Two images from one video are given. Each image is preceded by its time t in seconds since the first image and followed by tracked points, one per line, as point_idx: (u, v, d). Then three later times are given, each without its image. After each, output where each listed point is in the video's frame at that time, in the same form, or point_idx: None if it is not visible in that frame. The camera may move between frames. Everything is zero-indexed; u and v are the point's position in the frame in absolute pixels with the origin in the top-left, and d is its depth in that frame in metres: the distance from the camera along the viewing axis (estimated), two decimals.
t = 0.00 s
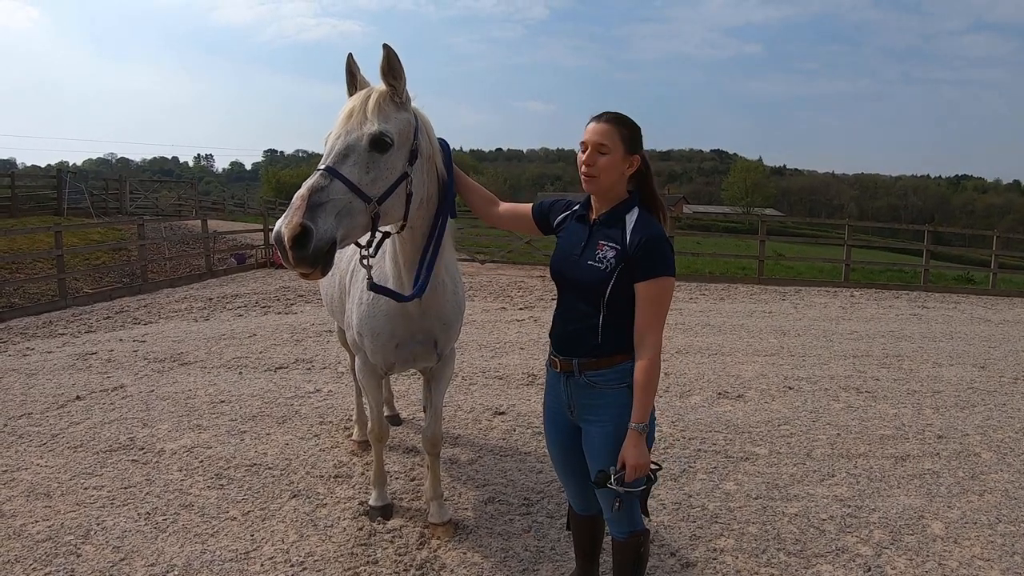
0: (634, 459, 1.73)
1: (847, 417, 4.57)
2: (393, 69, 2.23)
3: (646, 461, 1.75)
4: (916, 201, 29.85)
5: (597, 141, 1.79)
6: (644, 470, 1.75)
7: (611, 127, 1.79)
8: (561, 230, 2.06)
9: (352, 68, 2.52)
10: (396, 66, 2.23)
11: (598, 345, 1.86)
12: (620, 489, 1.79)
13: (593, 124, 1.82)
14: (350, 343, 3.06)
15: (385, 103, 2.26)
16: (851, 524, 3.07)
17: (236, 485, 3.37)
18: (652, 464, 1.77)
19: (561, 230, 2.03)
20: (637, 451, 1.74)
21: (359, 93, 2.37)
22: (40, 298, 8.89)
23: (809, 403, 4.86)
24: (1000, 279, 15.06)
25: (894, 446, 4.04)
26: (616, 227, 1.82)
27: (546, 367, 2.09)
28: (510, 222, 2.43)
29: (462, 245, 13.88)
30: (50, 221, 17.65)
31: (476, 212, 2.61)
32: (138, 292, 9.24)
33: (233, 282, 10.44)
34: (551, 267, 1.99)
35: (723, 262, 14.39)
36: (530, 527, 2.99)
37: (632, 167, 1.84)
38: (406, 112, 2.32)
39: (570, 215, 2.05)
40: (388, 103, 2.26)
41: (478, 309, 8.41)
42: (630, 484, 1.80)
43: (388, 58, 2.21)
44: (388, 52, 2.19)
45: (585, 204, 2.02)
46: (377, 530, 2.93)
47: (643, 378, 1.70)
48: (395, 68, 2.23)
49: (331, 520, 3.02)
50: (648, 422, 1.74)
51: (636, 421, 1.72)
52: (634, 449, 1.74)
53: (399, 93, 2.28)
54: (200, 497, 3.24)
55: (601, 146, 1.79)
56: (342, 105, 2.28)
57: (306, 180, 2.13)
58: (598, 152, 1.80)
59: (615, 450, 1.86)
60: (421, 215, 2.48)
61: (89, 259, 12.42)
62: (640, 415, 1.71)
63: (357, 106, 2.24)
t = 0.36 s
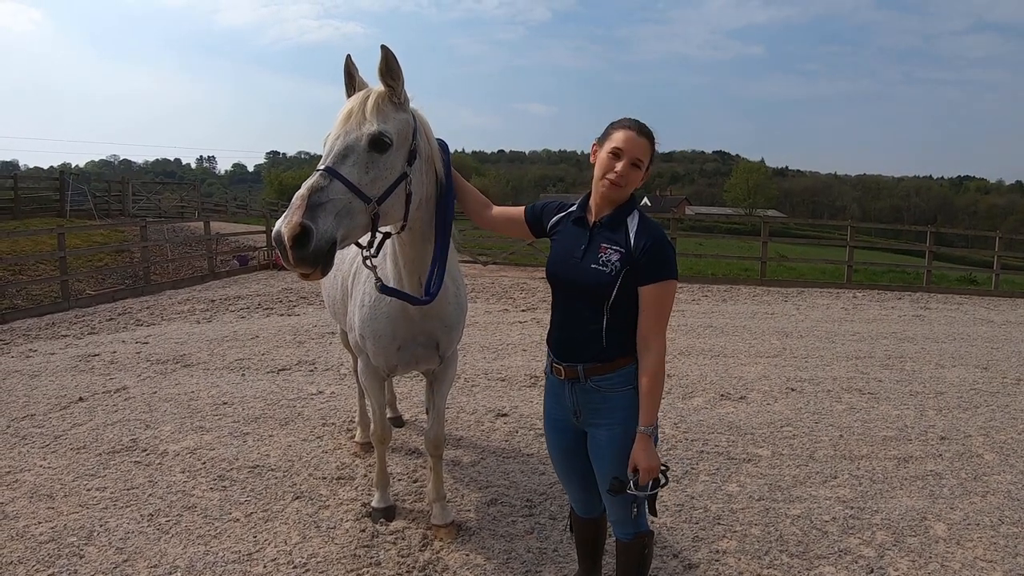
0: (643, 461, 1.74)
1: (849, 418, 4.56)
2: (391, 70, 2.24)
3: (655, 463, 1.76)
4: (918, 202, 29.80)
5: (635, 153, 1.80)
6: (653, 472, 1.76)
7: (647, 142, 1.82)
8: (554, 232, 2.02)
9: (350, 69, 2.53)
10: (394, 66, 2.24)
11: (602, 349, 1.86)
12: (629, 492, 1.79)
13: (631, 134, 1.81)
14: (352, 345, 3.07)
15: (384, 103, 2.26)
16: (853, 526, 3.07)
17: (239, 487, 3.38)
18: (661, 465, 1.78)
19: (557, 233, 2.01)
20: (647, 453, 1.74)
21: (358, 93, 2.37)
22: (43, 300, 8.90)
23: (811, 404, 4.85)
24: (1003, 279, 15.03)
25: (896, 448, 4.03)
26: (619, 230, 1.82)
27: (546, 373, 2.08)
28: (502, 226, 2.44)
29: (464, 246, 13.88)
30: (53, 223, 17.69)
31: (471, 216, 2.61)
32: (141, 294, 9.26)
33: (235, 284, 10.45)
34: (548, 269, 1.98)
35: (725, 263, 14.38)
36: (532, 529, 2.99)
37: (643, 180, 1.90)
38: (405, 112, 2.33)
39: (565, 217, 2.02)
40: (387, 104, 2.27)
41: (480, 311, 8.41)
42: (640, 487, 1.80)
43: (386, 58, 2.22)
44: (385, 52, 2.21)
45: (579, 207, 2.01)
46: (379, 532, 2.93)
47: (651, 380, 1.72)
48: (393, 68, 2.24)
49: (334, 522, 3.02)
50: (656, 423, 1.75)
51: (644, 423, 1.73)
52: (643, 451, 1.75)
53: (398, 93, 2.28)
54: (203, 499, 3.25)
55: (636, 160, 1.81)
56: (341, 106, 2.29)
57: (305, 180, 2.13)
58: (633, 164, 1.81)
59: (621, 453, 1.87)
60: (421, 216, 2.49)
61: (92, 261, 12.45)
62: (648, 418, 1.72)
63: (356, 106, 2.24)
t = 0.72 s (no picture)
0: (646, 465, 1.74)
1: (851, 420, 4.56)
2: (388, 73, 2.25)
3: (658, 467, 1.76)
4: (919, 203, 29.80)
5: (630, 156, 1.80)
6: (654, 476, 1.76)
7: (642, 143, 1.81)
8: (555, 236, 2.03)
9: (348, 73, 2.54)
10: (391, 69, 2.24)
11: (605, 352, 1.86)
12: (632, 497, 1.78)
13: (625, 136, 1.80)
14: (353, 347, 3.07)
15: (382, 105, 2.27)
16: (855, 528, 3.07)
17: (240, 489, 3.38)
18: (663, 469, 1.78)
19: (558, 235, 2.01)
20: (648, 456, 1.74)
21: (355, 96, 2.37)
22: (44, 301, 8.91)
23: (813, 406, 4.85)
24: (1005, 281, 15.02)
25: (898, 450, 4.03)
26: (622, 234, 1.82)
27: (549, 376, 2.08)
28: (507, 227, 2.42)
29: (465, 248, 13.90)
30: (55, 224, 17.72)
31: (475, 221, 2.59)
32: (142, 296, 9.28)
33: (236, 286, 10.47)
34: (550, 272, 1.98)
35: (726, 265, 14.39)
36: (533, 531, 2.99)
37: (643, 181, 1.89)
38: (403, 115, 2.33)
39: (565, 220, 2.02)
40: (385, 106, 2.27)
41: (481, 313, 8.41)
42: (643, 492, 1.78)
43: (384, 62, 2.23)
44: (383, 56, 2.21)
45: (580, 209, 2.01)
46: (380, 534, 2.93)
47: (654, 384, 1.72)
48: (391, 71, 2.24)
49: (335, 524, 3.02)
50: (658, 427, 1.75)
51: (646, 427, 1.73)
52: (645, 455, 1.75)
53: (396, 95, 2.29)
54: (204, 501, 3.25)
55: (633, 162, 1.81)
56: (339, 109, 2.29)
57: (305, 184, 2.13)
58: (630, 167, 1.81)
59: (624, 456, 1.87)
60: (420, 218, 2.49)
61: (93, 264, 12.47)
62: (650, 423, 1.72)
63: (354, 109, 2.24)
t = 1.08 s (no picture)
0: (645, 467, 1.74)
1: (851, 422, 4.56)
2: (388, 74, 2.25)
3: (658, 468, 1.76)
4: (919, 204, 29.83)
5: (627, 158, 1.79)
6: (655, 477, 1.76)
7: (639, 145, 1.80)
8: (555, 239, 2.03)
9: (348, 74, 2.54)
10: (391, 71, 2.25)
11: (605, 353, 1.87)
12: (634, 498, 1.78)
13: (622, 138, 1.80)
14: (353, 349, 3.07)
15: (381, 107, 2.27)
16: (855, 529, 3.07)
17: (240, 490, 3.38)
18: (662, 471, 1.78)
19: (557, 238, 2.01)
20: (648, 459, 1.74)
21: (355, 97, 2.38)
22: (44, 302, 8.92)
23: (813, 408, 4.86)
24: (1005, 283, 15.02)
25: (898, 451, 4.03)
26: (622, 236, 1.82)
27: (550, 377, 2.09)
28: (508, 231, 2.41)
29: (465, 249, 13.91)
30: (55, 226, 17.73)
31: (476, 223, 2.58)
32: (143, 297, 9.28)
33: (236, 287, 10.47)
34: (550, 275, 1.98)
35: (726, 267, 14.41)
36: (533, 532, 2.99)
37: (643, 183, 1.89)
38: (402, 117, 2.34)
39: (565, 223, 2.01)
40: (384, 108, 2.27)
41: (481, 314, 8.42)
42: (645, 493, 1.78)
43: (383, 64, 2.23)
44: (382, 57, 2.22)
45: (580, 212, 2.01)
46: (380, 536, 2.93)
47: (654, 384, 1.72)
48: (390, 73, 2.24)
49: (335, 525, 3.02)
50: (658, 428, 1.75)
51: (646, 430, 1.73)
52: (645, 456, 1.75)
53: (395, 97, 2.29)
54: (204, 502, 3.25)
55: (630, 165, 1.80)
56: (338, 111, 2.29)
57: (303, 185, 2.14)
58: (627, 170, 1.80)
59: (624, 458, 1.87)
60: (419, 219, 2.50)
61: (93, 265, 12.47)
62: (650, 425, 1.72)
63: (353, 111, 2.25)
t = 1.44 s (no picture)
0: (644, 474, 1.74)
1: (850, 423, 4.56)
2: (386, 75, 2.25)
3: (656, 475, 1.76)
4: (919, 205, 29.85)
5: (598, 149, 1.80)
6: (654, 483, 1.76)
7: (613, 137, 1.79)
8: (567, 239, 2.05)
9: (346, 74, 2.55)
10: (389, 71, 2.25)
11: (607, 355, 1.86)
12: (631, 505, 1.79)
13: (599, 133, 1.83)
14: (353, 350, 3.07)
15: (380, 107, 2.27)
16: (855, 530, 3.07)
17: (239, 491, 3.38)
18: (661, 477, 1.78)
19: (569, 238, 2.03)
20: (647, 465, 1.74)
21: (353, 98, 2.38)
22: (43, 303, 8.91)
23: (813, 409, 4.85)
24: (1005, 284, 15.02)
25: (897, 452, 4.03)
26: (628, 239, 1.82)
27: (552, 376, 2.09)
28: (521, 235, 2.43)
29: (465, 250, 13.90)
30: (54, 227, 17.72)
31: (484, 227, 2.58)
32: (142, 297, 9.28)
33: (236, 288, 10.46)
34: (558, 275, 2.00)
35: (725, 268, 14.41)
36: (533, 533, 2.99)
37: (639, 176, 1.82)
38: (401, 117, 2.34)
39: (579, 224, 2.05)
40: (383, 108, 2.28)
41: (481, 315, 8.42)
42: (642, 501, 1.79)
43: (382, 64, 2.23)
44: (381, 58, 2.22)
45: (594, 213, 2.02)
46: (379, 537, 2.93)
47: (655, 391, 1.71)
48: (389, 73, 2.25)
49: (334, 526, 3.02)
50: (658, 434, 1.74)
51: (647, 436, 1.73)
52: (644, 462, 1.74)
53: (393, 97, 2.30)
54: (204, 503, 3.25)
55: (600, 155, 1.80)
56: (337, 111, 2.29)
57: (302, 185, 2.14)
58: (599, 162, 1.81)
59: (623, 461, 1.87)
60: (417, 220, 2.50)
61: (93, 265, 12.46)
62: (651, 431, 1.72)
63: (352, 111, 2.25)
